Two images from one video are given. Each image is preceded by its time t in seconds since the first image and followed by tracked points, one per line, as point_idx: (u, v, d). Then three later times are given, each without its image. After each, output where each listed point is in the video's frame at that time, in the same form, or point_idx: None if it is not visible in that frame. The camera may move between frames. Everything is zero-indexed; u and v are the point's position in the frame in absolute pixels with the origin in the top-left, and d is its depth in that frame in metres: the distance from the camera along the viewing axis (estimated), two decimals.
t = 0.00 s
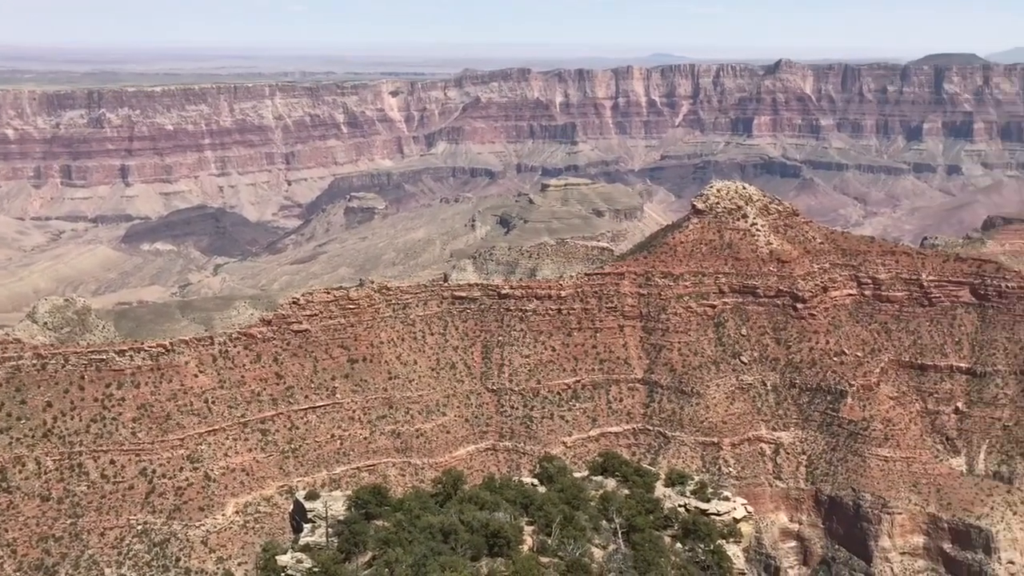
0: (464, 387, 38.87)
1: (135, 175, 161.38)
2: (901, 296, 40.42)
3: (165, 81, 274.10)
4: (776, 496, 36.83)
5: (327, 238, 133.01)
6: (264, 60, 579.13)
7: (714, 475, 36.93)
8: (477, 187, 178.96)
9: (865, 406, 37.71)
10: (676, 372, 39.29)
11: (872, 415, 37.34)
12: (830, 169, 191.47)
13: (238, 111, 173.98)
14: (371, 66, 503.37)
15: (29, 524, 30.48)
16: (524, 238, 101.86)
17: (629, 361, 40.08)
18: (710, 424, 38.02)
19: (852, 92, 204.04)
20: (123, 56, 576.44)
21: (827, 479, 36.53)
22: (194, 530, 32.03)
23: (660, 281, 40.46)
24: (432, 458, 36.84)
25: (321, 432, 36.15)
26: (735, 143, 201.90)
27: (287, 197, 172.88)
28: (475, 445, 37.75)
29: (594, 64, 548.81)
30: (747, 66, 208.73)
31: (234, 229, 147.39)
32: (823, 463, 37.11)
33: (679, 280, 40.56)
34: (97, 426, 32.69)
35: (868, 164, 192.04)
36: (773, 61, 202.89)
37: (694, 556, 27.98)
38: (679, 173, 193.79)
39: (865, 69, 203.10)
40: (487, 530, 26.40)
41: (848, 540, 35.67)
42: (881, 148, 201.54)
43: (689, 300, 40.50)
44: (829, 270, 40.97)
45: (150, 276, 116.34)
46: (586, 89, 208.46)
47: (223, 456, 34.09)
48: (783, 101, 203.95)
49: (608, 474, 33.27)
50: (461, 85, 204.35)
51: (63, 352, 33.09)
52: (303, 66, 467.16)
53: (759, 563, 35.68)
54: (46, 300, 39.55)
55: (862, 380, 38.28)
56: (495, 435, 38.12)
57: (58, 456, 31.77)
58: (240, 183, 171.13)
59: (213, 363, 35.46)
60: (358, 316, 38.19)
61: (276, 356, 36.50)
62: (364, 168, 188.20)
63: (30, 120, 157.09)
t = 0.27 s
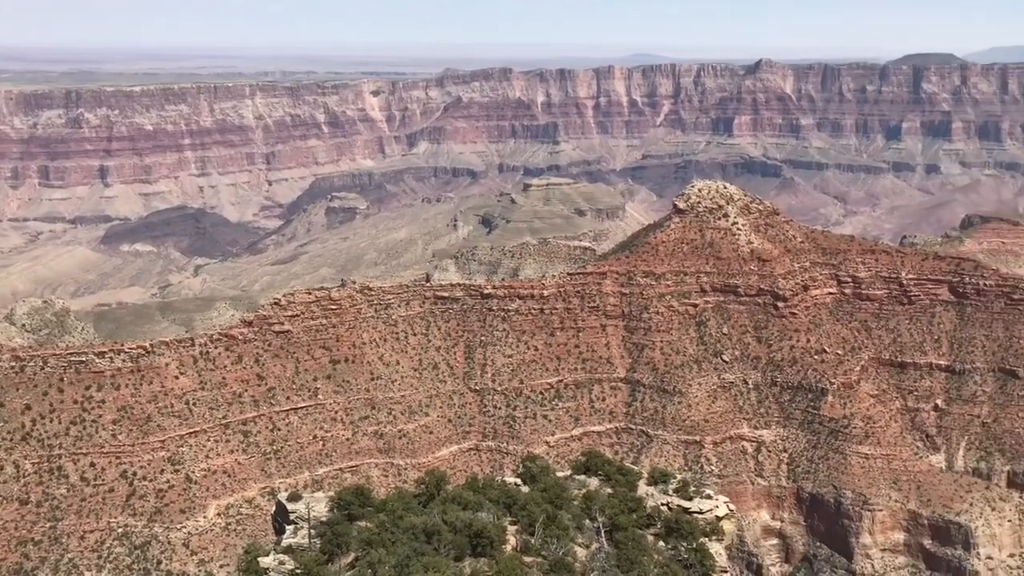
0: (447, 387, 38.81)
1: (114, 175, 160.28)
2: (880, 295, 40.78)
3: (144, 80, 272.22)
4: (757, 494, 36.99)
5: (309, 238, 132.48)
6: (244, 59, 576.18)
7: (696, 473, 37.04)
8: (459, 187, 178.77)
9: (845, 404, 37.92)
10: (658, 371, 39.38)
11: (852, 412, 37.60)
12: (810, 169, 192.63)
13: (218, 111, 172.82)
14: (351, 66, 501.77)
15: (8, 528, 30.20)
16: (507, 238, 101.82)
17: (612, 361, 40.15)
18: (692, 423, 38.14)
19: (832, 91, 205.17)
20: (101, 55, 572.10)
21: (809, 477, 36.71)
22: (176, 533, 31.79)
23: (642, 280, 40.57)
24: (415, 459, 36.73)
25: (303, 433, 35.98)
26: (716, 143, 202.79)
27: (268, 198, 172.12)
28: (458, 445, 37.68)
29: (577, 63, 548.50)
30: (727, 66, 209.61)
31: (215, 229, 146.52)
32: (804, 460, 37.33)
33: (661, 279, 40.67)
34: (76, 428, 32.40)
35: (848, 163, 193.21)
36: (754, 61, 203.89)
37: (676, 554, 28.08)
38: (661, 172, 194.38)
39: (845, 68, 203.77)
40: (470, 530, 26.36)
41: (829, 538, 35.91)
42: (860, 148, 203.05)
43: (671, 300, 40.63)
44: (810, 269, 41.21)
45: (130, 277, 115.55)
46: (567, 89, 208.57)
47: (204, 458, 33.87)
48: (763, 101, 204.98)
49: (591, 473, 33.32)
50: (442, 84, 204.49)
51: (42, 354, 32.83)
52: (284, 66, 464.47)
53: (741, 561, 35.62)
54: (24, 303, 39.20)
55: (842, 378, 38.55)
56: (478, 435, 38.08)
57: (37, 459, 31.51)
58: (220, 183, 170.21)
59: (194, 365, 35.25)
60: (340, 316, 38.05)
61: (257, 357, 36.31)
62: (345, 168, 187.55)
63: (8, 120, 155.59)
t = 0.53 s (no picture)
0: (431, 387, 38.76)
1: (95, 175, 159.11)
2: (861, 293, 41.06)
3: (125, 80, 270.47)
4: (741, 491, 37.15)
5: (291, 238, 132.02)
6: (226, 58, 573.53)
7: (680, 471, 37.15)
8: (442, 187, 178.61)
9: (828, 401, 38.14)
10: (641, 370, 39.49)
11: (835, 410, 37.78)
12: (792, 168, 193.62)
13: (200, 110, 171.65)
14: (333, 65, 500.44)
15: None
16: (491, 237, 101.79)
17: (596, 360, 40.23)
18: (676, 421, 38.23)
19: (813, 91, 205.86)
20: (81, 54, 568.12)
21: (792, 475, 36.89)
22: (158, 535, 31.63)
23: (625, 280, 40.67)
24: (399, 459, 36.65)
25: (287, 433, 35.85)
26: (699, 142, 203.50)
27: (250, 197, 171.41)
28: (442, 445, 37.64)
29: (560, 63, 548.71)
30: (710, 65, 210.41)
31: (197, 229, 145.70)
32: (787, 458, 37.52)
33: (644, 278, 40.77)
34: (57, 430, 32.18)
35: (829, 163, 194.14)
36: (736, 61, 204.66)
37: (660, 552, 28.16)
38: (644, 172, 194.91)
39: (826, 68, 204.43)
40: (455, 530, 26.34)
41: (812, 535, 36.15)
42: (841, 147, 204.14)
43: (654, 299, 40.71)
44: (792, 268, 41.41)
45: (112, 278, 114.72)
46: (551, 88, 208.65)
47: (187, 459, 33.68)
48: (745, 101, 205.88)
49: (576, 472, 33.37)
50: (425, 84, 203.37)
51: (22, 355, 32.61)
52: (267, 65, 461.87)
53: (725, 559, 36.03)
54: (4, 303, 38.89)
55: (825, 376, 38.76)
56: (463, 435, 38.05)
57: (18, 461, 31.29)
58: (202, 183, 169.33)
59: (176, 365, 35.05)
60: (324, 316, 37.93)
61: (240, 358, 36.14)
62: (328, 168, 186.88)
63: None
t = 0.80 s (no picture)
0: (416, 387, 38.70)
1: (77, 175, 157.87)
2: (844, 292, 41.28)
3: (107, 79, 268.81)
4: (725, 490, 37.31)
5: (275, 238, 131.57)
6: (209, 57, 570.98)
7: (665, 471, 37.25)
8: (427, 186, 178.41)
9: (811, 400, 38.31)
10: (626, 369, 39.59)
11: (818, 409, 37.96)
12: (776, 168, 194.39)
13: (183, 110, 170.51)
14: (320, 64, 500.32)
15: None
16: (476, 237, 101.77)
17: (581, 359, 40.30)
18: (660, 420, 38.33)
19: (797, 91, 207.43)
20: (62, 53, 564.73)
21: (776, 473, 37.06)
22: (142, 536, 31.46)
23: (610, 279, 40.80)
24: (384, 460, 36.55)
25: (271, 434, 35.72)
26: (683, 142, 204.04)
27: (234, 197, 170.77)
28: (428, 445, 37.59)
29: (545, 64, 549.04)
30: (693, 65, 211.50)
31: (180, 229, 144.94)
32: (770, 457, 37.67)
33: (629, 278, 40.88)
34: (39, 432, 32.05)
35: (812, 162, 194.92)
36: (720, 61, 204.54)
37: (646, 552, 28.22)
38: (628, 172, 195.39)
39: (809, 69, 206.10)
40: (440, 530, 26.34)
41: (796, 533, 36.34)
42: (825, 147, 204.91)
43: (639, 298, 40.81)
44: (776, 267, 41.58)
45: (94, 278, 114.00)
46: (535, 88, 208.75)
47: (170, 460, 33.53)
48: (729, 101, 206.68)
49: (560, 471, 33.40)
50: (409, 83, 205.77)
51: (3, 357, 32.47)
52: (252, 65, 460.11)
53: (710, 557, 36.45)
54: None
55: (808, 375, 38.97)
56: (448, 435, 38.02)
57: None
58: (185, 183, 168.52)
59: (159, 366, 34.88)
60: (307, 316, 37.79)
61: (224, 358, 35.99)
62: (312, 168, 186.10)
63: None
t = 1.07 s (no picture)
0: (401, 388, 38.62)
1: (58, 175, 156.63)
2: (827, 292, 41.49)
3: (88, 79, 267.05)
4: (709, 490, 37.42)
5: (259, 238, 131.16)
6: (192, 57, 568.53)
7: (649, 471, 37.34)
8: (412, 187, 178.26)
9: (795, 400, 38.49)
10: (611, 369, 39.67)
11: (802, 409, 38.14)
12: (759, 169, 195.18)
13: (166, 110, 169.32)
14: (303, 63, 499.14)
15: None
16: (461, 237, 101.81)
17: (565, 359, 40.35)
18: (646, 420, 38.40)
19: (780, 92, 208.28)
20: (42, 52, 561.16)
21: (759, 472, 37.23)
22: (125, 539, 31.23)
23: (595, 279, 40.86)
24: (368, 461, 36.47)
25: (255, 436, 35.55)
26: (667, 143, 204.60)
27: (217, 198, 170.15)
28: (412, 446, 37.51)
29: (529, 64, 549.04)
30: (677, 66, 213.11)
31: (163, 230, 144.22)
32: (754, 456, 37.82)
33: (614, 278, 40.94)
34: (20, 434, 31.75)
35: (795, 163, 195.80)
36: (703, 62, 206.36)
37: (630, 551, 28.33)
38: (613, 173, 195.90)
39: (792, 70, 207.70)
40: (425, 531, 26.29)
41: (779, 532, 36.52)
42: (807, 148, 205.68)
43: (623, 299, 40.89)
44: (759, 267, 41.78)
45: (76, 279, 113.26)
46: (520, 89, 208.73)
47: (153, 462, 33.32)
48: (712, 102, 207.58)
49: (546, 472, 33.42)
50: (394, 83, 205.06)
51: None
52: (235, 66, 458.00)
53: (695, 557, 36.63)
54: None
55: (792, 375, 39.13)
56: (433, 436, 38.00)
57: None
58: (168, 183, 167.73)
59: (142, 368, 34.66)
60: (292, 317, 37.66)
61: (207, 360, 35.84)
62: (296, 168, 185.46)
63: None
